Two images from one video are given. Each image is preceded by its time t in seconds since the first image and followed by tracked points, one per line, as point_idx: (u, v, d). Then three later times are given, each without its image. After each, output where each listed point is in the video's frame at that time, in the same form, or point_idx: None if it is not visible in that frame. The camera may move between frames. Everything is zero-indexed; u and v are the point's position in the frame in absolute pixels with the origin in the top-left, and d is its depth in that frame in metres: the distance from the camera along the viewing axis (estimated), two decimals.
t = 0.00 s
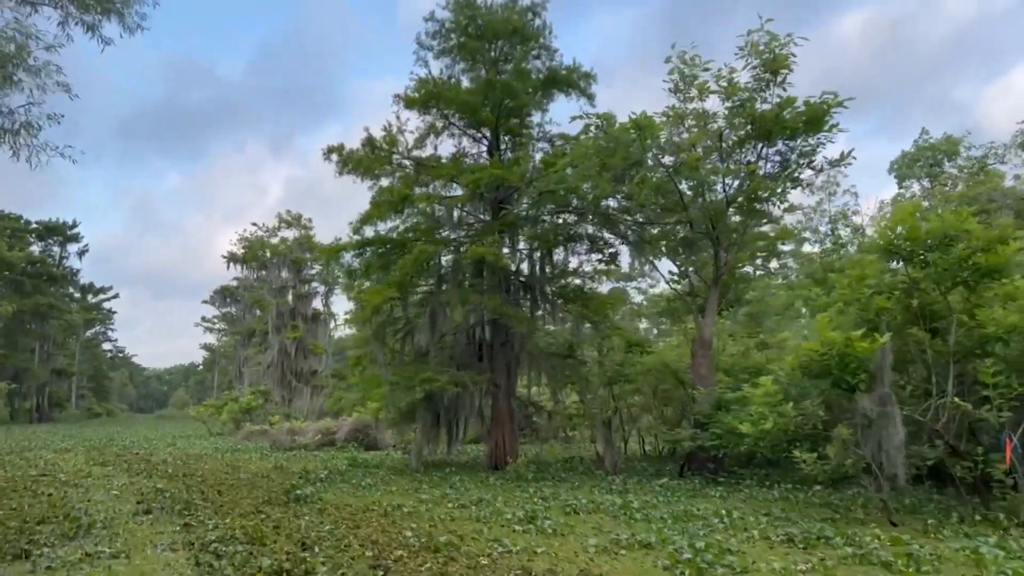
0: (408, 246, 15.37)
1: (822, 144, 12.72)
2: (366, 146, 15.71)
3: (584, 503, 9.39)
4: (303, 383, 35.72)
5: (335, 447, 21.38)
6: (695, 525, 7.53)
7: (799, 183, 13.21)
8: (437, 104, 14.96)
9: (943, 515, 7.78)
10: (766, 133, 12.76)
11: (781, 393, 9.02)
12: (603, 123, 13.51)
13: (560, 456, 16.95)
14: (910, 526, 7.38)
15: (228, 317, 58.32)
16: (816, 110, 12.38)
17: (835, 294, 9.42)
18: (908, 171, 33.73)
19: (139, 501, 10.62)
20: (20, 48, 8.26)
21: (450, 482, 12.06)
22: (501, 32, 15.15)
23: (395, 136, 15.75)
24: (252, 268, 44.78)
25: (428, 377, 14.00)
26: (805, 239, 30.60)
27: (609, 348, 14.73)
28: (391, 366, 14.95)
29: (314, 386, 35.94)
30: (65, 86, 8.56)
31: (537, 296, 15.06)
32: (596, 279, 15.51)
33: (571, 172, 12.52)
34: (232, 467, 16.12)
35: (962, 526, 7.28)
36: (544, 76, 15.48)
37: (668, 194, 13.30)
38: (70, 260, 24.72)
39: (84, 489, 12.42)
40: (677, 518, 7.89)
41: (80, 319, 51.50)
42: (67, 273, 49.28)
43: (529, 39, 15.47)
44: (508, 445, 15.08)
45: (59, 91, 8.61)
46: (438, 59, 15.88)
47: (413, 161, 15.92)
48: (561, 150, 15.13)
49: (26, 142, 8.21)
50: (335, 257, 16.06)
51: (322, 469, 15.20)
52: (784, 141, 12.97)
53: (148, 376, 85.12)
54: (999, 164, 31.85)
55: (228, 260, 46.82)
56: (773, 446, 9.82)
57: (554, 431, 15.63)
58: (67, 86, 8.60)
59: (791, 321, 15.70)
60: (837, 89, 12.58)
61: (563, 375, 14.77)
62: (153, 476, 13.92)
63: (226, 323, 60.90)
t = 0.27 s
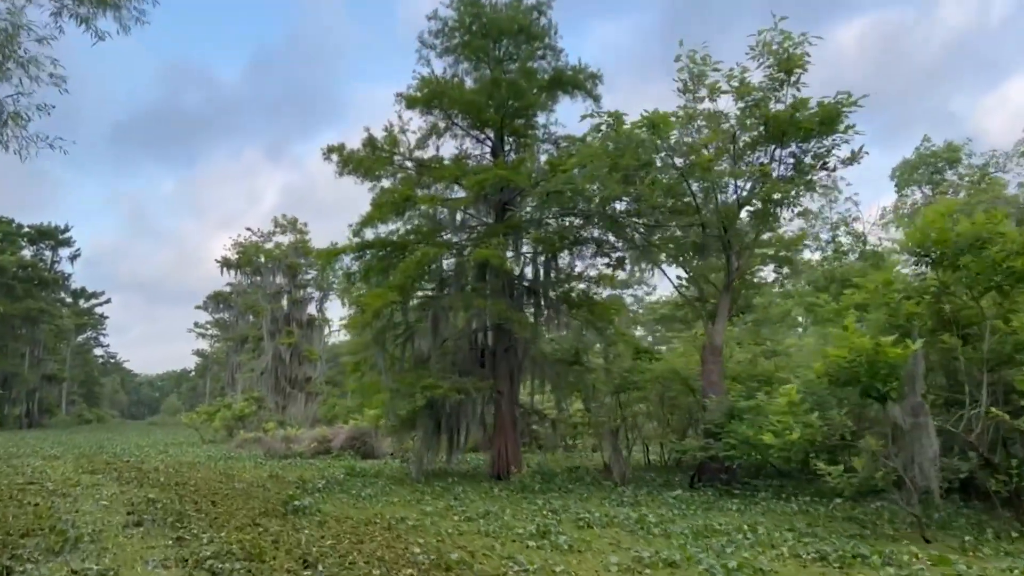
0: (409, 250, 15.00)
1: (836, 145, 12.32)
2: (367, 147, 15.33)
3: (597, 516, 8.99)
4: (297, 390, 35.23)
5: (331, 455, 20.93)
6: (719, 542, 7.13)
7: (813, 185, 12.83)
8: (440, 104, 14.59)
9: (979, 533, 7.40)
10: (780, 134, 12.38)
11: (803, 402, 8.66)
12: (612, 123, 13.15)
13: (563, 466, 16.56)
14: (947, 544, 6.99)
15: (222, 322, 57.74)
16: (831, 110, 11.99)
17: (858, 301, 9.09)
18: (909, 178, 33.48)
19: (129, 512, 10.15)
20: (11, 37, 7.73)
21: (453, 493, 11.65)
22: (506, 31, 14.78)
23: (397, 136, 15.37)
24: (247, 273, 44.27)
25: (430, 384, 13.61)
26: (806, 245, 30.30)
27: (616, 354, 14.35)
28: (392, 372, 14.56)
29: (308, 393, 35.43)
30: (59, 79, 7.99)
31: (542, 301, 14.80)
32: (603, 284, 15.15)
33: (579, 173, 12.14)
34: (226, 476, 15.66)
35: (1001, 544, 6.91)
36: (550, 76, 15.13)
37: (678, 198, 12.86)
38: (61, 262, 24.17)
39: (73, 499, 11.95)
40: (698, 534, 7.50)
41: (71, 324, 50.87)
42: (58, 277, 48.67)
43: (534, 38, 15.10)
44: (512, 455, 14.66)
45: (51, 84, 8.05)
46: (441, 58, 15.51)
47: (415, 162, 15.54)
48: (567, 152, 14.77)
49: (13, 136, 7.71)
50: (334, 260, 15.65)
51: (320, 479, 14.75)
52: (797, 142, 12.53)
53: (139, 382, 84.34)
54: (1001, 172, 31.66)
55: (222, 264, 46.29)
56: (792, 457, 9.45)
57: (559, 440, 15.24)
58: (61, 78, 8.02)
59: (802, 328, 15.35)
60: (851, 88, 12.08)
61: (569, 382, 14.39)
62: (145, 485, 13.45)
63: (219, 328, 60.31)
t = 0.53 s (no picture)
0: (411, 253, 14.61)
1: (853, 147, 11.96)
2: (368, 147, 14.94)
3: (612, 530, 8.57)
4: (291, 397, 34.73)
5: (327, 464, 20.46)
6: (748, 560, 6.74)
7: (828, 188, 12.48)
8: (444, 104, 14.21)
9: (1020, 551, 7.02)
10: (795, 135, 12.02)
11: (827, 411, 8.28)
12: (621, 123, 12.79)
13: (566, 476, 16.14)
14: (991, 564, 6.60)
15: (215, 328, 57.16)
16: (848, 111, 11.63)
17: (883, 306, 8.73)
18: (910, 186, 33.27)
19: (118, 525, 9.66)
20: None
21: (458, 504, 11.22)
22: (511, 29, 14.41)
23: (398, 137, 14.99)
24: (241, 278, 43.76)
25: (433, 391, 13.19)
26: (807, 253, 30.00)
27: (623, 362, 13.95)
28: (392, 379, 14.14)
29: (303, 400, 34.95)
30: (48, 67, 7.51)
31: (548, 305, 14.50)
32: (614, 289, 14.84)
33: (588, 174, 11.76)
34: (220, 486, 15.19)
35: None
36: (555, 77, 14.77)
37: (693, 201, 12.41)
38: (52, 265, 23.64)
39: (61, 510, 11.47)
40: (723, 550, 7.10)
41: (63, 330, 50.22)
42: (49, 283, 48.09)
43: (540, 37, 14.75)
44: (515, 464, 14.22)
45: (38, 74, 7.59)
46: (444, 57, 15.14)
47: (416, 163, 15.16)
48: (573, 154, 14.41)
49: None
50: (333, 263, 15.24)
51: (317, 489, 14.29)
52: (813, 145, 12.17)
53: (130, 389, 83.57)
54: (1003, 181, 31.45)
55: (216, 270, 45.77)
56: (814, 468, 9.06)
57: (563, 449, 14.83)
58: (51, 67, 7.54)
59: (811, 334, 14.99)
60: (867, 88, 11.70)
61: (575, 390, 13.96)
62: (136, 495, 12.97)
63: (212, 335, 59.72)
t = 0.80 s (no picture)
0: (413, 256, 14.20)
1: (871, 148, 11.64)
2: (369, 147, 14.55)
3: (628, 544, 8.16)
4: (286, 404, 34.24)
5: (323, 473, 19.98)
6: None
7: (844, 192, 12.14)
8: (448, 103, 13.83)
9: None
10: (812, 136, 11.67)
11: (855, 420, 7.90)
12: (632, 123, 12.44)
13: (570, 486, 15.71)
14: None
15: (208, 334, 56.60)
16: (867, 111, 11.30)
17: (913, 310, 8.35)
18: (911, 194, 33.05)
19: (109, 536, 9.23)
20: None
21: (463, 515, 10.80)
22: (518, 27, 14.07)
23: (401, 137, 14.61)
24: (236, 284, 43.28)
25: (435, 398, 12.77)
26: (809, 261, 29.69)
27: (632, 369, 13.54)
28: (393, 385, 13.71)
29: (298, 407, 34.47)
30: (38, 55, 7.13)
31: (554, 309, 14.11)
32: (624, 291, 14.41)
33: (600, 175, 11.40)
34: (214, 495, 14.72)
35: None
36: (562, 76, 14.43)
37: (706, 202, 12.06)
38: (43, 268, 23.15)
39: (49, 520, 11.00)
40: (751, 567, 6.70)
41: (55, 335, 49.64)
42: (42, 287, 47.53)
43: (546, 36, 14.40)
44: (520, 472, 13.76)
45: (27, 60, 7.20)
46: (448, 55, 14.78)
47: (419, 164, 14.78)
48: (580, 155, 14.05)
49: None
50: (333, 266, 14.84)
51: (315, 498, 13.85)
52: (830, 147, 11.83)
53: (123, 395, 82.83)
54: (1006, 189, 31.24)
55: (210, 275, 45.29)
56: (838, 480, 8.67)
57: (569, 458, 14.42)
58: (40, 54, 7.17)
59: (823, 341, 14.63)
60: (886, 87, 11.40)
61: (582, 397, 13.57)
62: (127, 504, 12.52)
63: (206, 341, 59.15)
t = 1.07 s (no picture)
0: (417, 256, 13.85)
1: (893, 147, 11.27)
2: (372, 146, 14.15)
3: (649, 557, 7.76)
4: (282, 410, 33.73)
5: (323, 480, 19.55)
6: None
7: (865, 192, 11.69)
8: (455, 100, 13.46)
9: None
10: (832, 133, 11.30)
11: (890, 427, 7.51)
12: (644, 120, 12.08)
13: (577, 495, 15.28)
14: None
15: (203, 339, 56.02)
16: (889, 109, 10.95)
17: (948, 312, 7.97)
18: (915, 200, 32.74)
19: (101, 548, 8.79)
20: None
21: (471, 526, 10.38)
22: (526, 23, 13.69)
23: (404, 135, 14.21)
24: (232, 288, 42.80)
25: (441, 404, 12.35)
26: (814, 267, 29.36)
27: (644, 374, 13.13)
28: (397, 391, 13.30)
29: (294, 413, 33.96)
30: (29, 41, 6.75)
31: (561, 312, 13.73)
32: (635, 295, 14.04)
33: (613, 173, 11.03)
34: (211, 503, 14.28)
35: None
36: (572, 73, 14.06)
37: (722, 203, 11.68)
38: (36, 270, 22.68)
39: (39, 530, 10.54)
40: None
41: (49, 340, 49.14)
42: (36, 291, 46.98)
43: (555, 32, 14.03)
44: (526, 482, 13.34)
45: (18, 42, 6.81)
46: (454, 52, 14.41)
47: (423, 163, 14.40)
48: (589, 153, 13.68)
49: None
50: (334, 267, 14.43)
51: (315, 507, 13.41)
52: (850, 144, 11.45)
53: (117, 401, 82.26)
54: (1011, 195, 30.92)
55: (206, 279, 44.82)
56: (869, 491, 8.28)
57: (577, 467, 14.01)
58: (32, 39, 6.79)
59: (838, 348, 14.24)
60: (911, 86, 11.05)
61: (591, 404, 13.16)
62: (120, 513, 12.06)
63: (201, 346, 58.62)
